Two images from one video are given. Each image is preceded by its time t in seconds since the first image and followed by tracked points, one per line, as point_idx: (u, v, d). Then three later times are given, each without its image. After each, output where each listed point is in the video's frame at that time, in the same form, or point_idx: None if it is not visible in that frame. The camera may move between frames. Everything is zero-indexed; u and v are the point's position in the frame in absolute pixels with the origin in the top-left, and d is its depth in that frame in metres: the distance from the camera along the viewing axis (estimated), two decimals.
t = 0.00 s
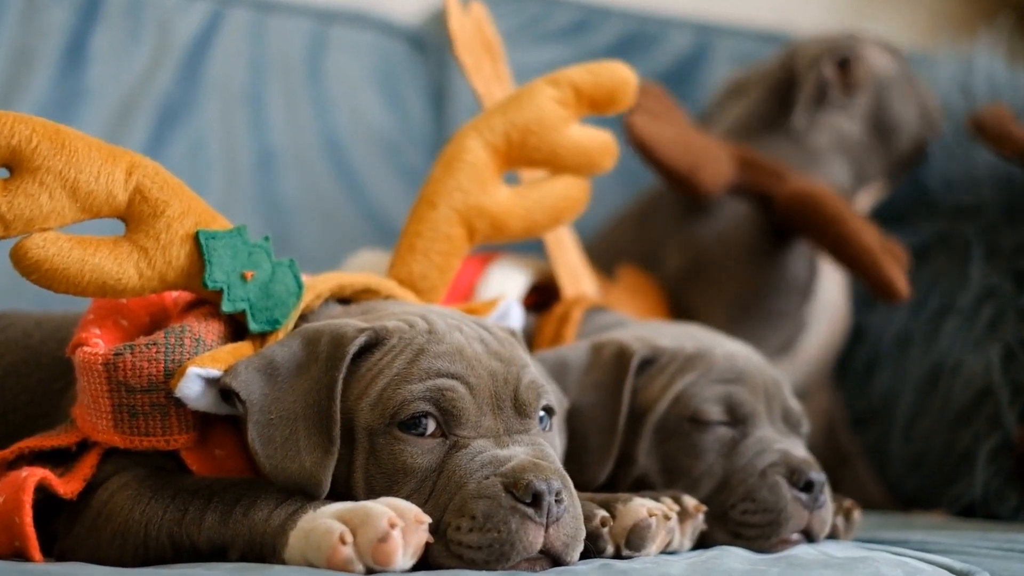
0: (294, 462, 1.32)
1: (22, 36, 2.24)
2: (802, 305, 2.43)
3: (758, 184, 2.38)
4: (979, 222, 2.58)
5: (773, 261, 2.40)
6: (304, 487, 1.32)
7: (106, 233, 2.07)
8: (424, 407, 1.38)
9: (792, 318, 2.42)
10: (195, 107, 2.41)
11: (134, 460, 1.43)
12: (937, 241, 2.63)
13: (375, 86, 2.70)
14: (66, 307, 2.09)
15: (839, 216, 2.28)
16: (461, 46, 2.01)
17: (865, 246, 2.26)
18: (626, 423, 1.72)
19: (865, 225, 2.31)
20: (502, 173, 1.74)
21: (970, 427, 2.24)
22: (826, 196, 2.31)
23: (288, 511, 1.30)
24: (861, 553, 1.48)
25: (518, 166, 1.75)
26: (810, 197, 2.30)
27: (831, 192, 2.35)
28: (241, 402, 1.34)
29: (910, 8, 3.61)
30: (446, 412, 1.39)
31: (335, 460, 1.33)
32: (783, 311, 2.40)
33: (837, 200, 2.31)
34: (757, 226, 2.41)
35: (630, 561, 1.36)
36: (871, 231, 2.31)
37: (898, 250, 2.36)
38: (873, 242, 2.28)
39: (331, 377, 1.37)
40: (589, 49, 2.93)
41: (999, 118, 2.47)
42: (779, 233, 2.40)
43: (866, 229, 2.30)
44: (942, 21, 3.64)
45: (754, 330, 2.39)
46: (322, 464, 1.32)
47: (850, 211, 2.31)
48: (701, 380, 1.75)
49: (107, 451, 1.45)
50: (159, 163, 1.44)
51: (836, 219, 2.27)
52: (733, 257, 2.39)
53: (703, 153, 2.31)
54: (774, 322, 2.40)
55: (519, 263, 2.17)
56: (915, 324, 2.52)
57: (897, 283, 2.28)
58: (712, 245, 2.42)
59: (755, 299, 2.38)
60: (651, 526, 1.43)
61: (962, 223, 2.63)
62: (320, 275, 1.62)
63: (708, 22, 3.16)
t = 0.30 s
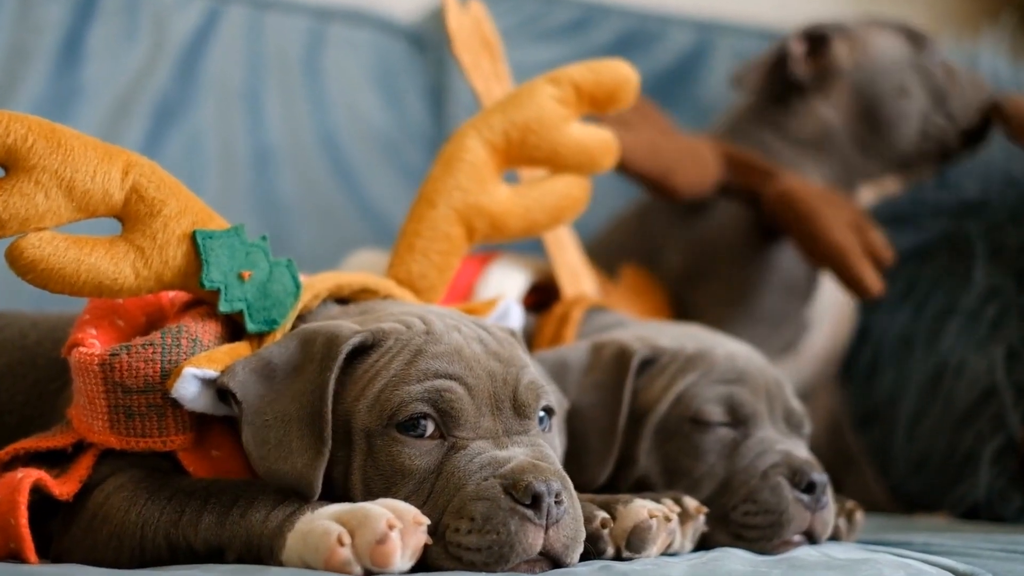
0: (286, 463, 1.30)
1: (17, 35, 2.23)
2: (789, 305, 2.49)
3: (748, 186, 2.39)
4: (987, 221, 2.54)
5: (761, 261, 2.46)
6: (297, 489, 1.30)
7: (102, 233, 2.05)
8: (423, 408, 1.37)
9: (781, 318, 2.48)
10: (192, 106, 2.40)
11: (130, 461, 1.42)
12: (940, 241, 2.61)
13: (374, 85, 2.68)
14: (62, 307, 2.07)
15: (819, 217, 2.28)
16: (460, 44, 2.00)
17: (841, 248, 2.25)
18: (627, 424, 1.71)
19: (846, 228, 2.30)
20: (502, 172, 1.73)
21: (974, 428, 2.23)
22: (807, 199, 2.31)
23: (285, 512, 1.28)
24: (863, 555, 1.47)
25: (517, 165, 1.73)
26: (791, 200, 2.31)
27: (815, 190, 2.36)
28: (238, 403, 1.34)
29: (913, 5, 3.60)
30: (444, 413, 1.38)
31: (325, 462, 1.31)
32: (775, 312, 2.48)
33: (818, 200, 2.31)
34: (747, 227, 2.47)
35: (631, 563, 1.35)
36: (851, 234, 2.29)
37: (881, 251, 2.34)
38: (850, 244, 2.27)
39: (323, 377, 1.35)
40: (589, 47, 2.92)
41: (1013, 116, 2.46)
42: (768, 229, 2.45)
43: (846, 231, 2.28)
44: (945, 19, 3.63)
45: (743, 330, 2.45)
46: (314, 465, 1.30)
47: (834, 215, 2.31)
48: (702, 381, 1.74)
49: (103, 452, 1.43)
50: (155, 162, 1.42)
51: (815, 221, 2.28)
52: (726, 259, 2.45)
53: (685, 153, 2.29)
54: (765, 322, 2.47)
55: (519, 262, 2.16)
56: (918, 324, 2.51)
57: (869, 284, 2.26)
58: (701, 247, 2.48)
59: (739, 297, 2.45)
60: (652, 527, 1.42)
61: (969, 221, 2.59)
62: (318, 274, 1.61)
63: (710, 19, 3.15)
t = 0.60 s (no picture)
0: (281, 463, 1.29)
1: (14, 32, 2.22)
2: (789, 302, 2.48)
3: (734, 187, 2.43)
4: (990, 221, 2.53)
5: (754, 258, 2.46)
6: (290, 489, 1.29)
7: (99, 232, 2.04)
8: (422, 409, 1.36)
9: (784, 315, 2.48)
10: (191, 103, 2.39)
11: (128, 462, 1.40)
12: (944, 240, 2.60)
13: (373, 82, 2.67)
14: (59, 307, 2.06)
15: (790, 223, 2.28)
16: (461, 42, 1.99)
17: (812, 256, 2.24)
18: (628, 424, 1.70)
19: (819, 231, 2.29)
20: (502, 170, 1.72)
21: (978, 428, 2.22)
22: (774, 203, 2.31)
23: (283, 514, 1.27)
24: (867, 557, 1.45)
25: (517, 164, 1.72)
26: (763, 203, 2.31)
27: (797, 192, 2.35)
28: (236, 401, 1.34)
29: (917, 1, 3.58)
30: (445, 414, 1.36)
31: (318, 461, 1.30)
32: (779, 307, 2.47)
33: (796, 206, 2.30)
34: (738, 224, 2.45)
35: (632, 565, 1.34)
36: (824, 239, 2.27)
37: (862, 249, 2.30)
38: (823, 251, 2.26)
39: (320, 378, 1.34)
40: (590, 44, 2.90)
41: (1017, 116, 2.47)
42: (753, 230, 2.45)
43: (818, 236, 2.27)
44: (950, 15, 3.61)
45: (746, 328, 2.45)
46: (307, 465, 1.29)
47: (805, 216, 2.29)
48: (704, 381, 1.73)
49: (101, 453, 1.42)
50: (152, 160, 1.41)
51: (784, 228, 2.28)
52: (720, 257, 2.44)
53: (659, 170, 2.33)
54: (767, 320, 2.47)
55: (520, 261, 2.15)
56: (922, 323, 2.49)
57: (847, 292, 2.26)
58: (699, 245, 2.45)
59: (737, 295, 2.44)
60: (654, 529, 1.41)
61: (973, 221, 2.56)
62: (317, 274, 1.60)
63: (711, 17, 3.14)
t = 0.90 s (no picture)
0: (275, 463, 1.27)
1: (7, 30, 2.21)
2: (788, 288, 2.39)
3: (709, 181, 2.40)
4: (992, 219, 2.53)
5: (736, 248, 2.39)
6: (283, 490, 1.27)
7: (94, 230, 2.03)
8: (422, 407, 1.35)
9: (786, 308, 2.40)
10: (186, 100, 2.37)
11: (123, 462, 1.39)
12: (945, 237, 2.58)
13: (371, 79, 2.66)
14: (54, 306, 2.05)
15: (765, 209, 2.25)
16: (459, 38, 1.98)
17: (782, 243, 2.21)
18: (628, 424, 1.69)
19: (791, 219, 2.25)
20: (501, 167, 1.71)
21: (981, 427, 2.22)
22: (744, 195, 2.27)
23: (280, 514, 1.26)
24: (869, 556, 1.44)
25: (516, 161, 1.71)
26: (737, 195, 2.28)
27: (770, 181, 2.32)
28: (229, 403, 1.32)
29: None
30: (444, 413, 1.35)
31: (308, 465, 1.28)
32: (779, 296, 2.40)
33: (768, 195, 2.27)
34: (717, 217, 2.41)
35: (633, 565, 1.33)
36: (795, 224, 2.24)
37: (836, 231, 2.25)
38: (795, 235, 2.23)
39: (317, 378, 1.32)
40: (590, 41, 2.89)
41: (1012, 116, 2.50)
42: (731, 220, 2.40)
43: (789, 222, 2.24)
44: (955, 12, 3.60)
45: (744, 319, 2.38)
46: (300, 467, 1.27)
47: (776, 205, 2.26)
48: (705, 379, 1.72)
49: (96, 453, 1.41)
50: (148, 158, 1.40)
51: (755, 219, 2.25)
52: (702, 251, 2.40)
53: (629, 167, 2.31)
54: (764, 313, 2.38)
55: (518, 259, 2.13)
56: (923, 321, 2.49)
57: (818, 275, 2.22)
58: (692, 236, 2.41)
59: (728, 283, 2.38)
60: (654, 528, 1.40)
61: (976, 216, 2.56)
62: (314, 272, 1.58)
63: (712, 14, 3.13)
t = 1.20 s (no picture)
0: (270, 462, 1.26)
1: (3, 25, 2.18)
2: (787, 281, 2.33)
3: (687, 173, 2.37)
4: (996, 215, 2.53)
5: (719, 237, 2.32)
6: (284, 489, 1.26)
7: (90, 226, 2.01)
8: (421, 405, 1.33)
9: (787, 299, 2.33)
10: (182, 95, 2.36)
11: (120, 461, 1.38)
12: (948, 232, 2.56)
13: (368, 74, 2.65)
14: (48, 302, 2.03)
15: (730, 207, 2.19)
16: (458, 34, 1.97)
17: (734, 245, 2.15)
18: (628, 422, 1.68)
19: (748, 221, 2.20)
20: (500, 163, 1.69)
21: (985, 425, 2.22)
22: (706, 194, 2.21)
23: (278, 513, 1.25)
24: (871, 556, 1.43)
25: (515, 157, 1.70)
26: (698, 196, 2.22)
27: (735, 182, 2.26)
28: (225, 400, 1.31)
29: None
30: (444, 410, 1.34)
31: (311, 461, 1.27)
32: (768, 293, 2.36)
33: (729, 198, 2.21)
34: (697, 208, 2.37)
35: (634, 564, 1.31)
36: (753, 228, 2.19)
37: (793, 233, 2.21)
38: (748, 240, 2.17)
39: (315, 377, 1.31)
40: (589, 36, 2.88)
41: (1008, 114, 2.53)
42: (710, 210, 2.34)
43: (747, 225, 2.18)
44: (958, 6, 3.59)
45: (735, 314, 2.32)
46: (298, 467, 1.26)
47: (735, 208, 2.20)
48: (706, 377, 1.70)
49: (92, 452, 1.39)
50: (144, 154, 1.38)
51: (714, 218, 2.18)
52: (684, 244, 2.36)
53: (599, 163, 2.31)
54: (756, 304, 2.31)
55: (517, 256, 2.12)
56: (926, 318, 2.47)
57: (762, 281, 2.16)
58: (677, 232, 2.36)
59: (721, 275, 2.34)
60: (655, 528, 1.39)
61: (978, 212, 2.56)
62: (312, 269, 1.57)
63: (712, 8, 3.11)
